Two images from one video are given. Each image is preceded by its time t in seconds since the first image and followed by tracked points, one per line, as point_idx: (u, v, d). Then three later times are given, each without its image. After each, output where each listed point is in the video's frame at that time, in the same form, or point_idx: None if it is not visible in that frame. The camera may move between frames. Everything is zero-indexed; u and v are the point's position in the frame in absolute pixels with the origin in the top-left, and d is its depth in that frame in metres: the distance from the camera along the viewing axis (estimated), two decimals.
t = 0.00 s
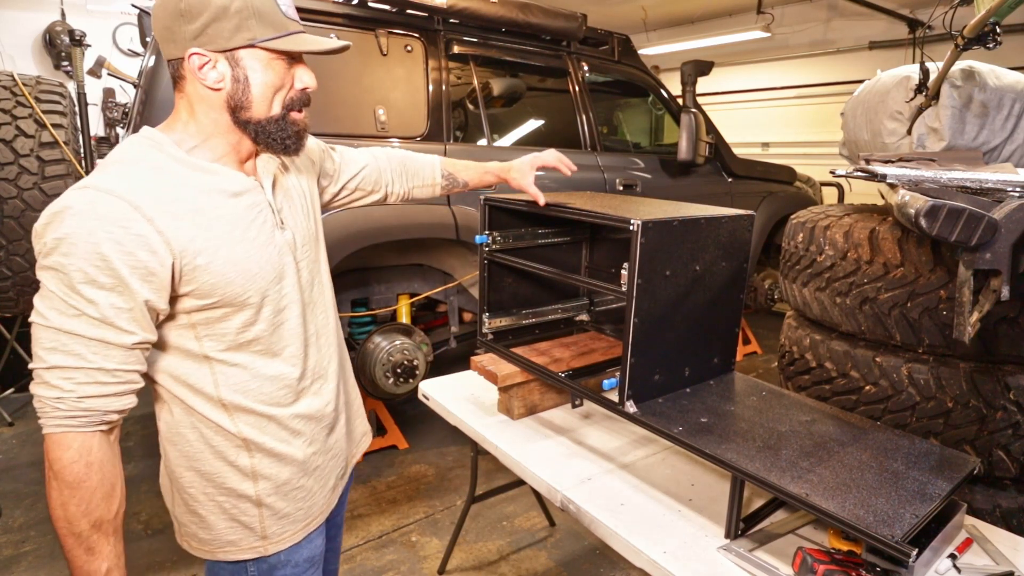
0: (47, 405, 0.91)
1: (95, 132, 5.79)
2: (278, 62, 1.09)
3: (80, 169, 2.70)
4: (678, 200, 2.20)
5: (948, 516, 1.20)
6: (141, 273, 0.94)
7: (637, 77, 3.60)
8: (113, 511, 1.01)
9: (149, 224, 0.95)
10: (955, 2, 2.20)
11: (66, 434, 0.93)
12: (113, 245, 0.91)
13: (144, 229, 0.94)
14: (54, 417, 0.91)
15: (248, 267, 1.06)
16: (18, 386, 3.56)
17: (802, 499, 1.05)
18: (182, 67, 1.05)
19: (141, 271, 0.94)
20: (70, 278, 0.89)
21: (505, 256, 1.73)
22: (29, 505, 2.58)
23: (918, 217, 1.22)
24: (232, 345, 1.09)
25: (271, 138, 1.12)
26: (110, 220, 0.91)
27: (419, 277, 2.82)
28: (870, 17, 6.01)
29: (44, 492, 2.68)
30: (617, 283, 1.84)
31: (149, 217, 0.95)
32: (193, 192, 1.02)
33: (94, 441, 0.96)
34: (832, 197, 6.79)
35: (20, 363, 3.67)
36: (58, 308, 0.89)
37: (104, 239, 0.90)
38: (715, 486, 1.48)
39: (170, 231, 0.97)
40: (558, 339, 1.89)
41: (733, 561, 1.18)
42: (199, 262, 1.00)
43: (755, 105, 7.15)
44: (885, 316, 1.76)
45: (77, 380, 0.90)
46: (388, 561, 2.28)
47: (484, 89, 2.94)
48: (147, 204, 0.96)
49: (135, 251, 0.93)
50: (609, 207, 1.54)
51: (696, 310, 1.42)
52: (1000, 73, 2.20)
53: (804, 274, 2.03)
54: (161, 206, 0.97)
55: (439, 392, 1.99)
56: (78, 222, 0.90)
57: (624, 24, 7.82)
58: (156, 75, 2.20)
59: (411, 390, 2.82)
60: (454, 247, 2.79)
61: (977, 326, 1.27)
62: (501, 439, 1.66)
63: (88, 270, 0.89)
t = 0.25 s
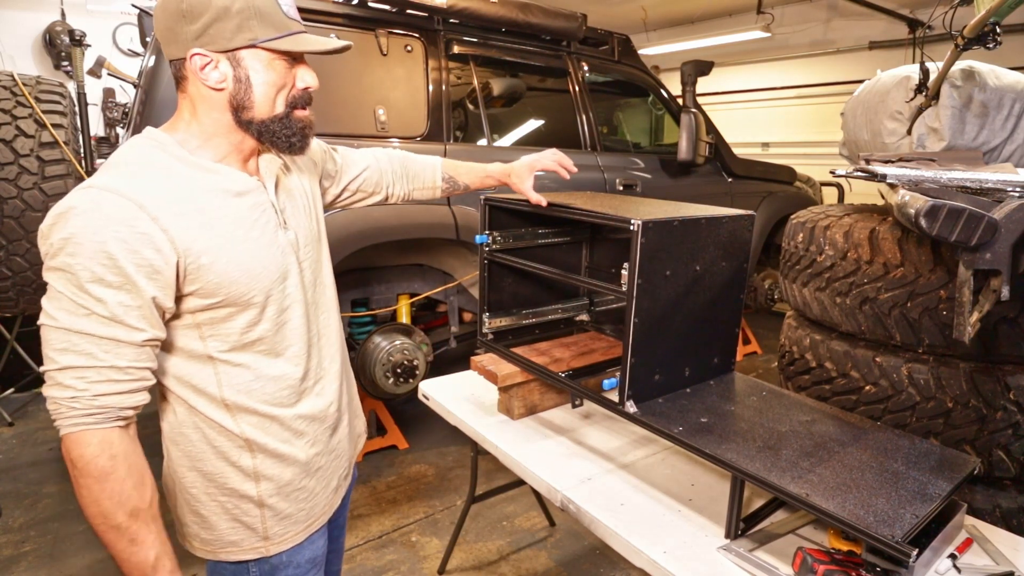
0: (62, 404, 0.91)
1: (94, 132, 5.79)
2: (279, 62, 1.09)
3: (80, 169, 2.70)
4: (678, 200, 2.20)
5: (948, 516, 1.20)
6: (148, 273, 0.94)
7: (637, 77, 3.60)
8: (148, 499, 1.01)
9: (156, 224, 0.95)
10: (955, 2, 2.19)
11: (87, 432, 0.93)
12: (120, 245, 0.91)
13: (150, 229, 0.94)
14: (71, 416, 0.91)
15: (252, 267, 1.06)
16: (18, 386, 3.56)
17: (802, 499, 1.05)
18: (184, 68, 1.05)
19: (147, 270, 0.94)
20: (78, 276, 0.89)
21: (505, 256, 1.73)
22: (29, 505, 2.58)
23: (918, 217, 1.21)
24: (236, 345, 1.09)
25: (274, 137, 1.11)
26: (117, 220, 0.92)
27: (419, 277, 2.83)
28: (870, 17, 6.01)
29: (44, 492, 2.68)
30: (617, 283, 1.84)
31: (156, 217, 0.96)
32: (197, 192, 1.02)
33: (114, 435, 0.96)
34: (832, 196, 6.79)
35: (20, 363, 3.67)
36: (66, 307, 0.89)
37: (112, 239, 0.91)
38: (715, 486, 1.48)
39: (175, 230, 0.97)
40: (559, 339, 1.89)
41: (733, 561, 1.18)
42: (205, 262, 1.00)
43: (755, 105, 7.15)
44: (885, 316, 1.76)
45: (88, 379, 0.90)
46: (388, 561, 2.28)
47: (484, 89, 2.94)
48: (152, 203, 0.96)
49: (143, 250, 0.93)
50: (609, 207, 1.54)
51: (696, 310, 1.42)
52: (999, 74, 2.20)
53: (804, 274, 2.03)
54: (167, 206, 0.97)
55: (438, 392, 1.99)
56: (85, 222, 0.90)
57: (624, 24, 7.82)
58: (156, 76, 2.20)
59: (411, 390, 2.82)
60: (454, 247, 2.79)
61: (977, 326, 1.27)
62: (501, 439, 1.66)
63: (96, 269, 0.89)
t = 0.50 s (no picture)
0: (90, 407, 0.88)
1: (95, 132, 5.80)
2: (295, 64, 1.10)
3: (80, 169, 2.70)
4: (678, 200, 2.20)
5: (948, 516, 1.20)
6: (170, 272, 0.93)
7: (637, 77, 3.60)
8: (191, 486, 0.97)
9: (176, 222, 0.95)
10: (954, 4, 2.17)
11: (117, 433, 0.90)
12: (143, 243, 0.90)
13: (171, 227, 0.94)
14: (101, 417, 0.89)
15: (266, 266, 1.06)
16: (18, 386, 3.56)
17: (802, 499, 1.05)
18: (199, 66, 1.05)
19: (170, 267, 0.93)
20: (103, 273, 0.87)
21: (505, 256, 1.73)
22: (29, 505, 2.58)
23: (918, 217, 1.21)
24: (248, 345, 1.08)
25: (284, 138, 1.12)
26: (137, 218, 0.90)
27: (419, 277, 2.82)
28: (870, 17, 6.01)
29: (44, 492, 2.68)
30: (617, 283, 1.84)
31: (174, 215, 0.95)
32: (210, 191, 1.02)
33: (145, 432, 0.93)
34: (832, 196, 6.79)
35: (20, 363, 3.67)
36: (88, 305, 0.87)
37: (135, 238, 0.89)
38: (715, 486, 1.48)
39: (194, 228, 0.97)
40: (559, 339, 1.89)
41: (733, 561, 1.18)
42: (222, 261, 1.00)
43: (755, 105, 7.15)
44: (885, 316, 1.76)
45: (115, 378, 0.88)
46: (388, 561, 2.28)
47: (484, 89, 2.94)
48: (172, 200, 0.95)
49: (165, 249, 0.92)
50: (609, 207, 1.54)
51: (696, 310, 1.42)
52: (999, 74, 2.20)
53: (804, 274, 2.02)
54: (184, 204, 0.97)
55: (438, 392, 1.99)
56: (104, 221, 0.88)
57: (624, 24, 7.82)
58: (157, 76, 2.20)
59: (411, 390, 2.82)
60: (454, 248, 2.79)
61: (977, 326, 1.27)
62: (501, 439, 1.65)
63: (120, 265, 0.88)
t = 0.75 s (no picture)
0: (200, 400, 0.89)
1: (95, 132, 5.80)
2: (311, 67, 1.10)
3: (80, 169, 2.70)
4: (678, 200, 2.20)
5: (948, 516, 1.20)
6: (235, 261, 0.95)
7: (637, 77, 3.60)
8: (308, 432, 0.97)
9: (234, 212, 0.97)
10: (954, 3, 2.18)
11: (238, 410, 0.91)
12: (214, 234, 0.92)
13: (233, 217, 0.96)
14: (222, 405, 0.90)
15: (300, 255, 1.10)
16: (18, 386, 3.56)
17: (802, 499, 1.05)
18: (216, 67, 1.05)
19: (235, 255, 0.95)
20: (186, 266, 0.88)
21: (505, 256, 1.73)
22: (29, 505, 2.58)
23: (918, 217, 1.21)
24: (282, 337, 1.11)
25: (296, 140, 1.13)
26: (205, 210, 0.92)
27: (420, 277, 2.79)
28: (870, 17, 6.01)
29: (44, 492, 2.68)
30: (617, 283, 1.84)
31: (231, 205, 0.97)
32: (248, 183, 1.04)
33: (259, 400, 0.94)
34: (832, 196, 6.79)
35: (20, 363, 3.67)
36: (177, 303, 0.88)
37: (207, 229, 0.92)
38: (715, 486, 1.48)
39: (246, 218, 1.00)
40: (559, 339, 1.89)
41: (733, 561, 1.18)
42: (269, 250, 1.03)
43: (755, 105, 7.15)
44: (885, 316, 1.76)
45: (227, 363, 0.90)
46: (388, 561, 2.28)
47: (484, 89, 2.94)
48: (225, 192, 0.98)
49: (231, 239, 0.95)
50: (609, 207, 1.54)
51: (696, 310, 1.42)
52: (1000, 74, 2.20)
53: (804, 274, 2.02)
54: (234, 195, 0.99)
55: (438, 392, 1.99)
56: (176, 215, 0.90)
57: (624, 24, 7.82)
58: (157, 76, 2.22)
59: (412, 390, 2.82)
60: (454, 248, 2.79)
61: (977, 326, 1.27)
62: (501, 439, 1.65)
63: (199, 257, 0.90)
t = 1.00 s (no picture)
0: (298, 366, 0.99)
1: (95, 132, 5.80)
2: (334, 75, 1.13)
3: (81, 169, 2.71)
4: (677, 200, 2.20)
5: (948, 516, 1.21)
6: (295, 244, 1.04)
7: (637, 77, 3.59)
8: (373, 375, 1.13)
9: (288, 199, 1.06)
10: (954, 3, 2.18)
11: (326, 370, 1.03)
12: (280, 218, 1.01)
13: (288, 203, 1.04)
14: (315, 366, 1.01)
15: (333, 239, 1.19)
16: (17, 386, 3.56)
17: (802, 499, 1.05)
18: (246, 73, 1.08)
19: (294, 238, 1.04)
20: (262, 250, 0.96)
21: (505, 256, 1.73)
22: (29, 505, 2.58)
23: (918, 217, 1.21)
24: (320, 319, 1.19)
25: (317, 142, 1.17)
26: (269, 198, 1.00)
27: (419, 277, 2.81)
28: (870, 17, 6.01)
29: (44, 492, 2.68)
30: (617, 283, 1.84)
31: (283, 193, 1.05)
32: (287, 174, 1.11)
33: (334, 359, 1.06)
34: (832, 196, 6.78)
35: (20, 363, 3.67)
36: (262, 284, 0.95)
37: (274, 215, 1.00)
38: (715, 486, 1.48)
39: (296, 204, 1.08)
40: (559, 339, 1.89)
41: (733, 561, 1.18)
42: (313, 235, 1.12)
43: (755, 105, 7.15)
44: (885, 316, 1.76)
45: (312, 331, 1.00)
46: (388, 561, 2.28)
47: (484, 89, 2.94)
48: (276, 181, 1.06)
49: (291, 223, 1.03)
50: (609, 207, 1.54)
51: (696, 310, 1.42)
52: (1000, 74, 2.20)
53: (804, 274, 2.02)
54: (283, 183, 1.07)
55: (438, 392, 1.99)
56: (248, 204, 0.97)
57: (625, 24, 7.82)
58: (157, 76, 2.23)
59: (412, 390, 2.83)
60: (454, 248, 2.79)
61: (977, 326, 1.27)
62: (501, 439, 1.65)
63: (269, 240, 0.97)
